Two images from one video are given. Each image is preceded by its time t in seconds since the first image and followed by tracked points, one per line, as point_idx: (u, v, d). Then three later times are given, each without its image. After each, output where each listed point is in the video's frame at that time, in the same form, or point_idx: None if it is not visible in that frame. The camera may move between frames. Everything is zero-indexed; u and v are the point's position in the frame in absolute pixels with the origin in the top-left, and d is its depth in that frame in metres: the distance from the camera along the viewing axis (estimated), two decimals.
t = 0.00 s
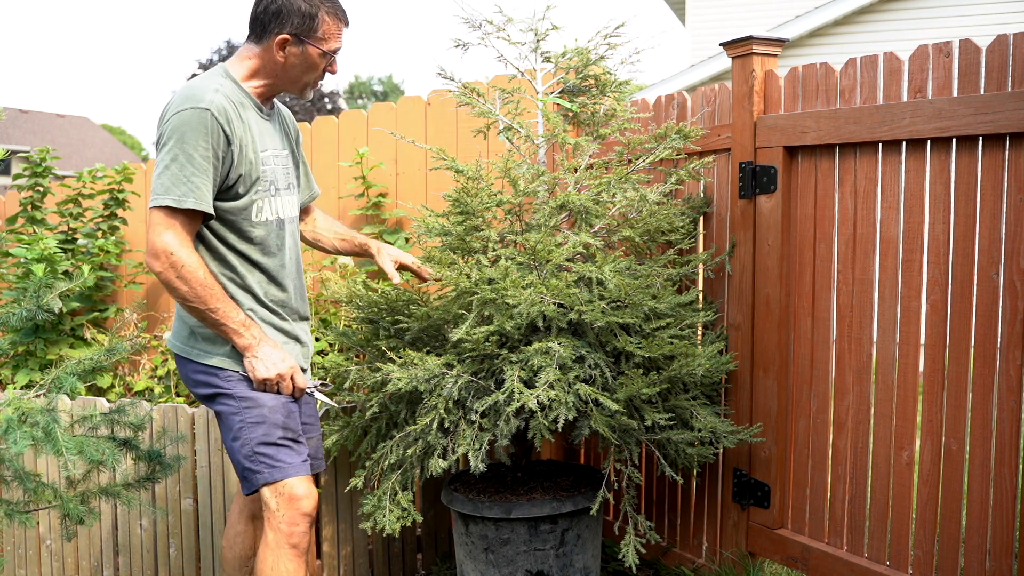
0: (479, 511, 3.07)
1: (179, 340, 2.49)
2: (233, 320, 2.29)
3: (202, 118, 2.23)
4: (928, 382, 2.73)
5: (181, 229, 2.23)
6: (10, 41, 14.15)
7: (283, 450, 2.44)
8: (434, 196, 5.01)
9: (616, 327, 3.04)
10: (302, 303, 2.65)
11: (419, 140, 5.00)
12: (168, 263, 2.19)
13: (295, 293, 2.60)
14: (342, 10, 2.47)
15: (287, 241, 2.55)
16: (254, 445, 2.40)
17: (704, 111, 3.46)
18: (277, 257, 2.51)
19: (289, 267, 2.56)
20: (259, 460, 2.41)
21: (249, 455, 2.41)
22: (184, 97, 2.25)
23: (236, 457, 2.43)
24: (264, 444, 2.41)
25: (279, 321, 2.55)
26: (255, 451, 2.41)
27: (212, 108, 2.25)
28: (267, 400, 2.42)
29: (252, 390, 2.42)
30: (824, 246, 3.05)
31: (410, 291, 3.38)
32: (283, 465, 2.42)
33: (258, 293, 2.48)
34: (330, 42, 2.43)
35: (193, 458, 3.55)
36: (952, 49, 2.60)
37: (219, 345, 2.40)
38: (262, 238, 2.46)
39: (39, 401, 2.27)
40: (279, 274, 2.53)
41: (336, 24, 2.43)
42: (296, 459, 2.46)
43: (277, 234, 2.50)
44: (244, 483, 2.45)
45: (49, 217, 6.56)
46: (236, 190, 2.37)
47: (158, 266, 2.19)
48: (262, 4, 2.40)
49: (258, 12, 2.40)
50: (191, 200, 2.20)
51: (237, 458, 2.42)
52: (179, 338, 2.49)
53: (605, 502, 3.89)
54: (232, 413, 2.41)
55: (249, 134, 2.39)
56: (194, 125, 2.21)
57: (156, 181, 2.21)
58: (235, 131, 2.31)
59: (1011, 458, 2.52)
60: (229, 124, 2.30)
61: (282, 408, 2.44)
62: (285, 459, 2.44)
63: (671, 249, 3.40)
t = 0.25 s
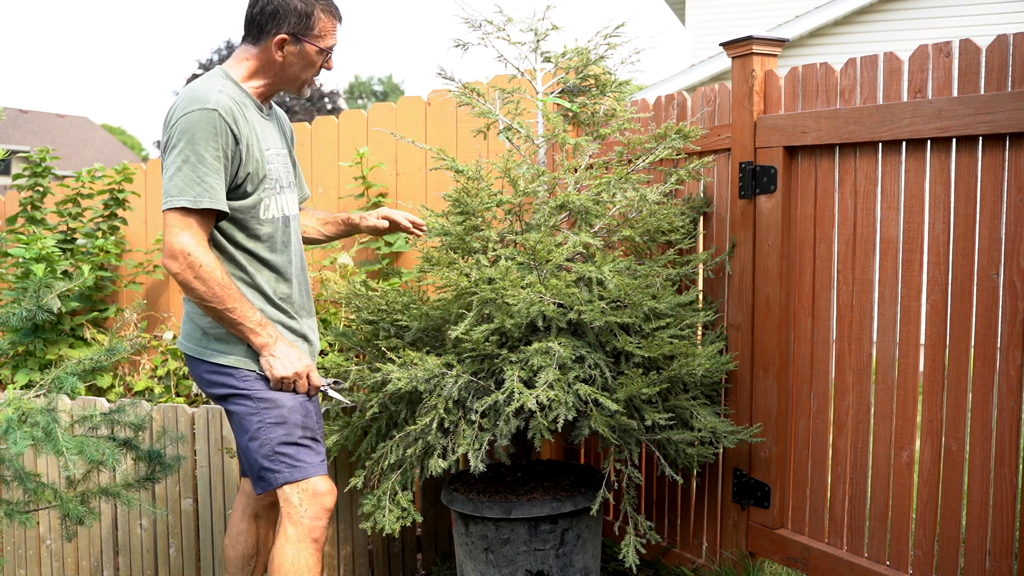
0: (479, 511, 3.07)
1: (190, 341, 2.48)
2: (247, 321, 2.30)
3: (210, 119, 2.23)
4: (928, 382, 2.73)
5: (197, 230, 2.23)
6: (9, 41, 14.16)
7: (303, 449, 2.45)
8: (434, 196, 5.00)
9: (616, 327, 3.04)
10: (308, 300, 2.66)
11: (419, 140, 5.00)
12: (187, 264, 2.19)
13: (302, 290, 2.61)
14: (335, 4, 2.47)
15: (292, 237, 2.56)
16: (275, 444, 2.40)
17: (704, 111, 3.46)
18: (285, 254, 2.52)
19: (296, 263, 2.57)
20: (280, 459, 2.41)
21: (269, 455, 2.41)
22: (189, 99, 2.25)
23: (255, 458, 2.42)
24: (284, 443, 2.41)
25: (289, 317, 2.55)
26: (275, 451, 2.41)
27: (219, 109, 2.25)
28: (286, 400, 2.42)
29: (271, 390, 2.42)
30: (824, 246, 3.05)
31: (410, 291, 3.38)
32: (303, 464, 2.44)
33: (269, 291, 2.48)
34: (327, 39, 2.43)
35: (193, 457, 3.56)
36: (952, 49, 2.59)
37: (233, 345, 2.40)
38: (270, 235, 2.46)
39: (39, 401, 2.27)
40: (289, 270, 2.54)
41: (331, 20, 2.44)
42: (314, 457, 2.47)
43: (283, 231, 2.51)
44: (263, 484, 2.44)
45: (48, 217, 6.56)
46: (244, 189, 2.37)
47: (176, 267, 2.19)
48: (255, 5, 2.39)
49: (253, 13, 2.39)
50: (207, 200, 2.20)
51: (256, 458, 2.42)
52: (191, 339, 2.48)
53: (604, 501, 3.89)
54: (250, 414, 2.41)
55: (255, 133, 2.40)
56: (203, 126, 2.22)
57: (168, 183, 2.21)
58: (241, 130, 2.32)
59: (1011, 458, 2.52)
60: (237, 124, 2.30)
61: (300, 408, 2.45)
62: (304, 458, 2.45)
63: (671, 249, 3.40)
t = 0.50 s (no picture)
0: (479, 511, 3.07)
1: (189, 339, 2.50)
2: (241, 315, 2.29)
3: (210, 119, 2.24)
4: (927, 382, 2.73)
5: (190, 226, 2.23)
6: (9, 41, 14.17)
7: (293, 440, 2.43)
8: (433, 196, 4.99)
9: (616, 327, 3.04)
10: (309, 303, 2.65)
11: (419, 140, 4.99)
12: (178, 261, 2.18)
13: (302, 290, 2.60)
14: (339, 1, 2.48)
15: (293, 239, 2.55)
16: (265, 434, 2.39)
17: (704, 111, 3.46)
18: (284, 254, 2.51)
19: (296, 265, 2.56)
20: (270, 449, 2.39)
21: (260, 445, 2.39)
22: (192, 99, 2.26)
23: (248, 450, 2.42)
24: (274, 434, 2.40)
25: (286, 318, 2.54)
26: (265, 442, 2.39)
27: (220, 110, 2.25)
28: (277, 392, 2.42)
29: (262, 381, 2.42)
30: (824, 246, 3.05)
31: (410, 291, 3.38)
32: (293, 454, 2.41)
33: (267, 291, 2.47)
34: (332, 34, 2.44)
35: (193, 458, 3.55)
36: (953, 49, 2.59)
37: (229, 341, 2.41)
38: (269, 235, 2.46)
39: (39, 401, 2.27)
40: (290, 270, 2.53)
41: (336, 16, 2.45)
42: (305, 449, 2.44)
43: (283, 232, 2.50)
44: (257, 476, 2.43)
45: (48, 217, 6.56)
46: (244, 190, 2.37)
47: (168, 264, 2.19)
48: (260, 6, 2.40)
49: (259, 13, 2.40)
50: (201, 200, 2.21)
51: (249, 449, 2.41)
52: (189, 336, 2.50)
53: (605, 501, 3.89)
54: (242, 405, 2.41)
55: (257, 135, 2.40)
56: (202, 127, 2.22)
57: (166, 181, 2.22)
58: (243, 131, 2.32)
59: (1011, 458, 2.52)
60: (237, 125, 2.30)
61: (291, 399, 2.44)
62: (294, 448, 2.42)
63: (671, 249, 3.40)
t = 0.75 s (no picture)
0: (479, 511, 3.07)
1: (173, 338, 2.50)
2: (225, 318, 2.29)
3: (209, 114, 2.25)
4: (927, 382, 2.73)
5: (185, 222, 2.24)
6: (9, 41, 14.17)
7: (274, 450, 2.45)
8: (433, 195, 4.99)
9: (616, 327, 3.04)
10: (299, 307, 2.63)
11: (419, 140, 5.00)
12: (170, 255, 2.20)
13: (292, 294, 2.59)
14: None
15: (287, 242, 2.54)
16: (245, 446, 2.41)
17: (704, 111, 3.46)
18: (274, 257, 2.50)
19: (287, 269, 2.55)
20: (251, 460, 2.42)
21: (241, 456, 2.42)
22: (194, 93, 2.27)
23: (230, 458, 2.45)
24: (254, 445, 2.42)
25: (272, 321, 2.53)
26: (246, 452, 2.41)
27: (219, 105, 2.26)
28: (254, 402, 2.41)
29: (241, 391, 2.41)
30: (824, 246, 3.05)
31: (410, 291, 3.38)
32: (274, 465, 2.43)
33: (253, 292, 2.46)
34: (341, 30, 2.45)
35: (193, 457, 3.55)
36: (953, 49, 2.60)
37: (212, 344, 2.41)
38: (260, 237, 2.46)
39: (39, 401, 2.27)
40: (278, 273, 2.52)
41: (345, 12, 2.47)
42: (287, 458, 2.46)
43: (276, 235, 2.49)
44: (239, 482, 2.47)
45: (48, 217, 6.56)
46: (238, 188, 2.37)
47: (159, 257, 2.20)
48: (269, 7, 2.42)
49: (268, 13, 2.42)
50: (194, 193, 2.21)
51: (231, 458, 2.44)
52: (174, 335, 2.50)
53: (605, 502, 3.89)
54: (222, 415, 2.42)
55: (256, 134, 2.40)
56: (200, 121, 2.23)
57: (161, 172, 2.23)
58: (240, 129, 2.32)
59: (1011, 458, 2.52)
60: (236, 122, 2.31)
61: (270, 409, 2.43)
62: (276, 458, 2.44)
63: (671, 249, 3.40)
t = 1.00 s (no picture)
0: (479, 511, 3.07)
1: (160, 334, 2.50)
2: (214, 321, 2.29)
3: (224, 118, 2.25)
4: (928, 382, 2.73)
5: (184, 222, 2.24)
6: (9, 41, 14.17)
7: (257, 454, 2.47)
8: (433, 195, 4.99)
9: (616, 327, 3.04)
10: (290, 316, 2.63)
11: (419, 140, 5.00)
12: (163, 252, 2.20)
13: (284, 303, 2.59)
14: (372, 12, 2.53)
15: (285, 250, 2.54)
16: (228, 450, 2.42)
17: (704, 111, 3.46)
18: (270, 264, 2.50)
19: (283, 277, 2.55)
20: (234, 463, 2.44)
21: (223, 459, 2.44)
22: (214, 94, 2.28)
23: (212, 460, 2.46)
24: (237, 449, 2.43)
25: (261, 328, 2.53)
26: (228, 456, 2.43)
27: (236, 110, 2.27)
28: (238, 407, 2.42)
29: (225, 395, 2.42)
30: (824, 246, 3.05)
31: (410, 291, 3.38)
32: (256, 469, 2.46)
33: (245, 297, 2.46)
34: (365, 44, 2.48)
35: (193, 457, 3.55)
36: (952, 49, 2.60)
37: (200, 344, 2.41)
38: (260, 243, 2.46)
39: (39, 401, 2.27)
40: (272, 281, 2.52)
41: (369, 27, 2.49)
42: (270, 462, 2.48)
43: (275, 242, 2.49)
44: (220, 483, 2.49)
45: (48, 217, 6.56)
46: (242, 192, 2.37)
47: (153, 254, 2.20)
48: (293, 14, 2.43)
49: (293, 22, 2.42)
50: (198, 196, 2.21)
51: (213, 460, 2.46)
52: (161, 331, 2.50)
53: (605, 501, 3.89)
54: (205, 418, 2.43)
55: (270, 140, 2.41)
56: (215, 124, 2.23)
57: (168, 170, 2.23)
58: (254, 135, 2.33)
59: (1011, 458, 2.52)
60: (249, 128, 2.31)
61: (253, 414, 2.44)
62: (259, 462, 2.47)
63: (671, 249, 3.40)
